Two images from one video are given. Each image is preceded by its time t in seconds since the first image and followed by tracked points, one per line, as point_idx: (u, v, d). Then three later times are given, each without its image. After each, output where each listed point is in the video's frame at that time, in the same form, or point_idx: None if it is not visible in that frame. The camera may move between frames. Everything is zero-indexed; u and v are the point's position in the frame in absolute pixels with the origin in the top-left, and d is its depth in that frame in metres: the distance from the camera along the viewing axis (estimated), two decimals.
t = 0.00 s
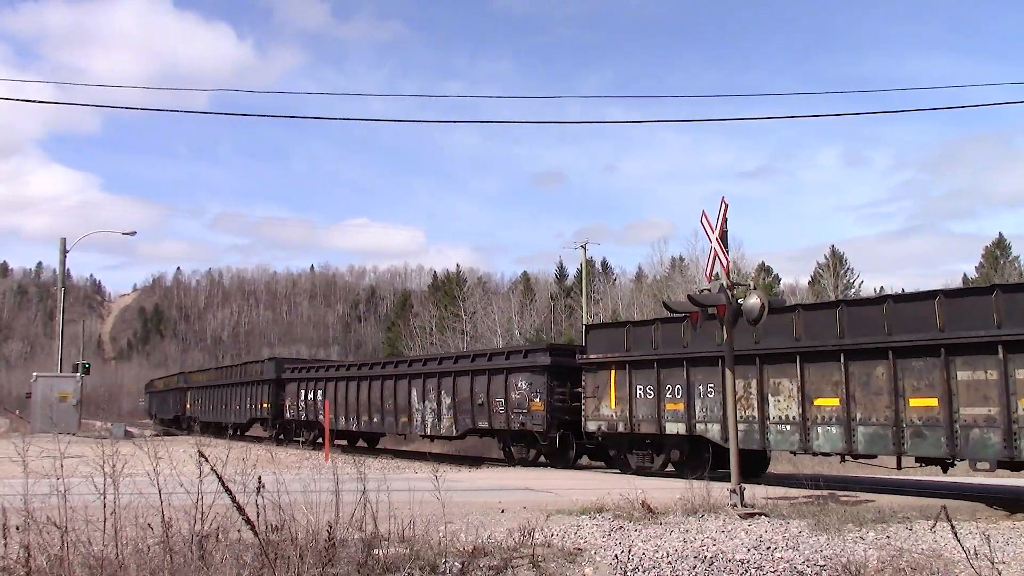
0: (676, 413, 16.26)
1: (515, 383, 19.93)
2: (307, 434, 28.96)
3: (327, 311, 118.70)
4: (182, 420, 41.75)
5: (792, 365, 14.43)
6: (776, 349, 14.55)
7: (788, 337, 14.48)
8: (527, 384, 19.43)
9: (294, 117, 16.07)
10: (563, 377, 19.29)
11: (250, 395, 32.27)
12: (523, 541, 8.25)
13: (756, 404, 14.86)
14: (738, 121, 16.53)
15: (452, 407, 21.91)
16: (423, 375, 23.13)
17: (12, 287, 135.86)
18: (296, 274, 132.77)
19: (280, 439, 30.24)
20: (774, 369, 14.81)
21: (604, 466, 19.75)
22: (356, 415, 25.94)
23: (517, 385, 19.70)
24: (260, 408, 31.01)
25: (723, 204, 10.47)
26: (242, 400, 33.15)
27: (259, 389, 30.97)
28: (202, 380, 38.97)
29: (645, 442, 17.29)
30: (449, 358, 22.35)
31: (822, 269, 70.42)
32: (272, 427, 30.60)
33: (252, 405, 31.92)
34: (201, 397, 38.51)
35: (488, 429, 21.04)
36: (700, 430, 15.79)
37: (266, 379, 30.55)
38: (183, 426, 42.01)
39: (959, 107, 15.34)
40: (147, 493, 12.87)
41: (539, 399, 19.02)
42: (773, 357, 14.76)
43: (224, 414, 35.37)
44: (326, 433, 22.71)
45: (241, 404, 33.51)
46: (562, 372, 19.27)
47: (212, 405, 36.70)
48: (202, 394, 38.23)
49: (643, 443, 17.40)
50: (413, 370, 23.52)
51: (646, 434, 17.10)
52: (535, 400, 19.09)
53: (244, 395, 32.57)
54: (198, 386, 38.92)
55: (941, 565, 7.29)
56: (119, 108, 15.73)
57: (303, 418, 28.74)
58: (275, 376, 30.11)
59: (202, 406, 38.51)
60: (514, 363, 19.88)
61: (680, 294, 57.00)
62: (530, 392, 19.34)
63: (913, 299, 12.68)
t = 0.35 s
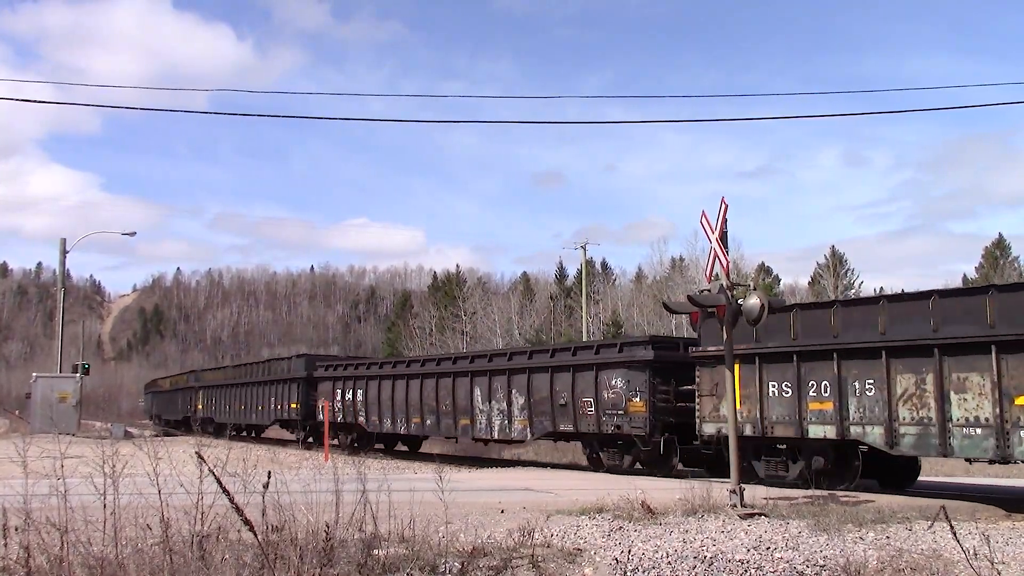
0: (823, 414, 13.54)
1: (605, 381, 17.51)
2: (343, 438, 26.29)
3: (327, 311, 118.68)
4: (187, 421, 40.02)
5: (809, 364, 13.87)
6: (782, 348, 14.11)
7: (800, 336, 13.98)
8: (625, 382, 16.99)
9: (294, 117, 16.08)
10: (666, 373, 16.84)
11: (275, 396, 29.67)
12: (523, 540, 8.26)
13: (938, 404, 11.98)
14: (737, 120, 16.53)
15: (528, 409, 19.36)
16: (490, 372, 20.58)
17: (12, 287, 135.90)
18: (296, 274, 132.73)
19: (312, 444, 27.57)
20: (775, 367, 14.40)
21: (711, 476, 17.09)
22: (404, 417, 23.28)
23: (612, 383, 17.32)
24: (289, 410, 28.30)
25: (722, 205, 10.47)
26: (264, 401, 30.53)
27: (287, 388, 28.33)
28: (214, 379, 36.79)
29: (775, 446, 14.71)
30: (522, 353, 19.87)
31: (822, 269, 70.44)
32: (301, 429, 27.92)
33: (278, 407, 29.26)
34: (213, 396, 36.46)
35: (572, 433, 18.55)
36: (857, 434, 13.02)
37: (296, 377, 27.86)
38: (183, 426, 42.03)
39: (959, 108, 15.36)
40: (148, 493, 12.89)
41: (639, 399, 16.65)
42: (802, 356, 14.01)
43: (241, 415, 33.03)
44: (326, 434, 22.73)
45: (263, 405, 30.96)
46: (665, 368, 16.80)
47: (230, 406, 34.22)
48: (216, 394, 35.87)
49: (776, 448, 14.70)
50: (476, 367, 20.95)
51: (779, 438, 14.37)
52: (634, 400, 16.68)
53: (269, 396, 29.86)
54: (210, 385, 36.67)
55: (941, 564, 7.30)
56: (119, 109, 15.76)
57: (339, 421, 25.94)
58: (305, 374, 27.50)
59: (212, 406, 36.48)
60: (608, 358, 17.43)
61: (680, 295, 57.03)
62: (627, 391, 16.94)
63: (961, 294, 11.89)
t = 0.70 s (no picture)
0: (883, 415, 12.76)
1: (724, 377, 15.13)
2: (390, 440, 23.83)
3: (327, 311, 118.64)
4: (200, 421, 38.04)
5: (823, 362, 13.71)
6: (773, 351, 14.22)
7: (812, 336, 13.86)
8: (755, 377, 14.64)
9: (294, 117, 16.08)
10: (803, 368, 14.45)
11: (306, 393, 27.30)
12: (523, 540, 8.24)
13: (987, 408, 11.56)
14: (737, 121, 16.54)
15: (625, 409, 16.97)
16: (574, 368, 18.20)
17: (12, 287, 135.91)
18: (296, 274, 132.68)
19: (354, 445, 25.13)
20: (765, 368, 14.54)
21: (846, 483, 14.86)
22: (465, 418, 20.90)
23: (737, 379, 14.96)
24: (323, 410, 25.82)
25: (722, 204, 10.47)
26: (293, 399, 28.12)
27: (323, 385, 25.93)
28: (232, 377, 34.55)
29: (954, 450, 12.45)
30: (616, 346, 17.47)
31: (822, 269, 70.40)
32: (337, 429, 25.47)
33: (311, 404, 26.83)
34: (230, 394, 34.35)
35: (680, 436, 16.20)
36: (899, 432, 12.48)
37: (333, 373, 25.39)
38: (182, 426, 42.02)
39: (957, 107, 15.35)
40: (148, 493, 12.88)
41: (772, 397, 14.28)
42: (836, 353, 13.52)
43: (265, 414, 30.75)
44: (325, 433, 22.72)
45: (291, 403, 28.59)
46: (802, 362, 14.47)
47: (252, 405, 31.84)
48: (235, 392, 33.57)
49: (952, 454, 12.41)
50: (534, 364, 19.16)
51: (964, 443, 12.02)
52: (766, 398, 14.36)
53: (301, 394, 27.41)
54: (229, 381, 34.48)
55: (941, 565, 7.29)
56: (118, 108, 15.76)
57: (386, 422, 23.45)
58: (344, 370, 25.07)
59: (230, 405, 34.40)
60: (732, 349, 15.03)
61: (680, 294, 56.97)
62: (757, 387, 14.60)
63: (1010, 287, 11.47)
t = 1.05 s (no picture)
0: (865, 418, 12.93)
1: (889, 375, 12.63)
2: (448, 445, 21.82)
3: (327, 311, 118.74)
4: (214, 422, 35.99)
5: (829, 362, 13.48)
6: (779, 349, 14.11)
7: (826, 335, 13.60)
8: (932, 370, 12.05)
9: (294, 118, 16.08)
10: (995, 360, 11.78)
11: (344, 391, 25.12)
12: (523, 540, 8.26)
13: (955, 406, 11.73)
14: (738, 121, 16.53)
15: (754, 410, 14.60)
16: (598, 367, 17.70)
17: (12, 287, 135.94)
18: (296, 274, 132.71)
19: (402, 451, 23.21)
20: (771, 366, 14.41)
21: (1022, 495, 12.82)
22: (545, 420, 18.95)
23: (908, 374, 12.34)
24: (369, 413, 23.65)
25: (722, 204, 10.46)
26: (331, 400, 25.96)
27: (365, 384, 23.65)
28: (253, 375, 32.43)
29: None
30: (642, 344, 17.01)
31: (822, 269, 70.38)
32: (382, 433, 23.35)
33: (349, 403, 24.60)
34: (251, 394, 32.27)
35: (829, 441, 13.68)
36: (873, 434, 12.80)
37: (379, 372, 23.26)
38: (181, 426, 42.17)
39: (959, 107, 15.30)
40: (148, 493, 12.91)
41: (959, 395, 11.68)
42: (848, 353, 13.22)
43: (295, 415, 28.59)
44: (326, 433, 22.77)
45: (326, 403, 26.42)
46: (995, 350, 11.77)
47: (277, 406, 29.68)
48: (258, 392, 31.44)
49: None
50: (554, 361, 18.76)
51: None
52: (950, 396, 11.79)
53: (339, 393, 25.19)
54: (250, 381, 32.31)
55: (941, 565, 7.30)
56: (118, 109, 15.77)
57: (446, 425, 21.46)
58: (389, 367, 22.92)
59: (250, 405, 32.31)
60: (897, 339, 12.46)
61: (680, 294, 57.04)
62: (936, 383, 12.00)
63: None
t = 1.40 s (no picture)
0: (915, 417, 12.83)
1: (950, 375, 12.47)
2: (517, 450, 20.15)
3: (326, 311, 118.81)
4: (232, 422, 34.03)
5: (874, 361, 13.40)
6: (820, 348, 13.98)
7: (869, 334, 13.50)
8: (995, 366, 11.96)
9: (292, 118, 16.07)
10: None
11: (392, 389, 23.40)
12: (523, 540, 8.26)
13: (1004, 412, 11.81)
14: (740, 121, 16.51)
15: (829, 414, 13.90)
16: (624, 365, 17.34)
17: (12, 287, 136.02)
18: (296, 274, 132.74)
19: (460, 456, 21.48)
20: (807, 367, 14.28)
21: None
22: (648, 424, 16.78)
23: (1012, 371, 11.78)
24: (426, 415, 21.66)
25: (722, 204, 10.45)
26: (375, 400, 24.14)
27: (419, 382, 21.87)
28: (276, 373, 30.41)
29: None
30: (671, 342, 16.50)
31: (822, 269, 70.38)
32: (439, 436, 21.65)
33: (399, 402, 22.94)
34: (274, 393, 30.28)
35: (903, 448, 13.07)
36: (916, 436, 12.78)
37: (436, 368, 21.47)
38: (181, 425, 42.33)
39: (959, 108, 15.24)
40: (148, 493, 12.94)
41: None
42: (896, 351, 13.13)
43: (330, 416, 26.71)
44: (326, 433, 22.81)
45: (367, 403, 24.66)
46: None
47: (308, 406, 27.73)
48: (284, 391, 29.48)
49: None
50: (602, 359, 17.79)
51: None
52: None
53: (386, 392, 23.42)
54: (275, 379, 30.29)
55: (940, 565, 7.31)
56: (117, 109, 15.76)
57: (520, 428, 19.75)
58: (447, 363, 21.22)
59: (274, 405, 30.31)
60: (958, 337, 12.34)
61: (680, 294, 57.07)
62: None
63: None
